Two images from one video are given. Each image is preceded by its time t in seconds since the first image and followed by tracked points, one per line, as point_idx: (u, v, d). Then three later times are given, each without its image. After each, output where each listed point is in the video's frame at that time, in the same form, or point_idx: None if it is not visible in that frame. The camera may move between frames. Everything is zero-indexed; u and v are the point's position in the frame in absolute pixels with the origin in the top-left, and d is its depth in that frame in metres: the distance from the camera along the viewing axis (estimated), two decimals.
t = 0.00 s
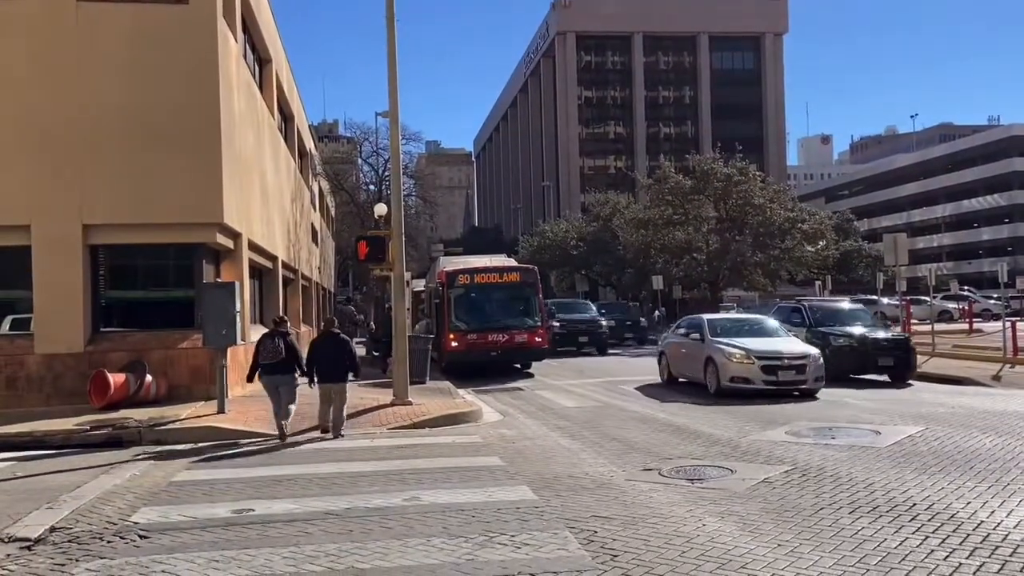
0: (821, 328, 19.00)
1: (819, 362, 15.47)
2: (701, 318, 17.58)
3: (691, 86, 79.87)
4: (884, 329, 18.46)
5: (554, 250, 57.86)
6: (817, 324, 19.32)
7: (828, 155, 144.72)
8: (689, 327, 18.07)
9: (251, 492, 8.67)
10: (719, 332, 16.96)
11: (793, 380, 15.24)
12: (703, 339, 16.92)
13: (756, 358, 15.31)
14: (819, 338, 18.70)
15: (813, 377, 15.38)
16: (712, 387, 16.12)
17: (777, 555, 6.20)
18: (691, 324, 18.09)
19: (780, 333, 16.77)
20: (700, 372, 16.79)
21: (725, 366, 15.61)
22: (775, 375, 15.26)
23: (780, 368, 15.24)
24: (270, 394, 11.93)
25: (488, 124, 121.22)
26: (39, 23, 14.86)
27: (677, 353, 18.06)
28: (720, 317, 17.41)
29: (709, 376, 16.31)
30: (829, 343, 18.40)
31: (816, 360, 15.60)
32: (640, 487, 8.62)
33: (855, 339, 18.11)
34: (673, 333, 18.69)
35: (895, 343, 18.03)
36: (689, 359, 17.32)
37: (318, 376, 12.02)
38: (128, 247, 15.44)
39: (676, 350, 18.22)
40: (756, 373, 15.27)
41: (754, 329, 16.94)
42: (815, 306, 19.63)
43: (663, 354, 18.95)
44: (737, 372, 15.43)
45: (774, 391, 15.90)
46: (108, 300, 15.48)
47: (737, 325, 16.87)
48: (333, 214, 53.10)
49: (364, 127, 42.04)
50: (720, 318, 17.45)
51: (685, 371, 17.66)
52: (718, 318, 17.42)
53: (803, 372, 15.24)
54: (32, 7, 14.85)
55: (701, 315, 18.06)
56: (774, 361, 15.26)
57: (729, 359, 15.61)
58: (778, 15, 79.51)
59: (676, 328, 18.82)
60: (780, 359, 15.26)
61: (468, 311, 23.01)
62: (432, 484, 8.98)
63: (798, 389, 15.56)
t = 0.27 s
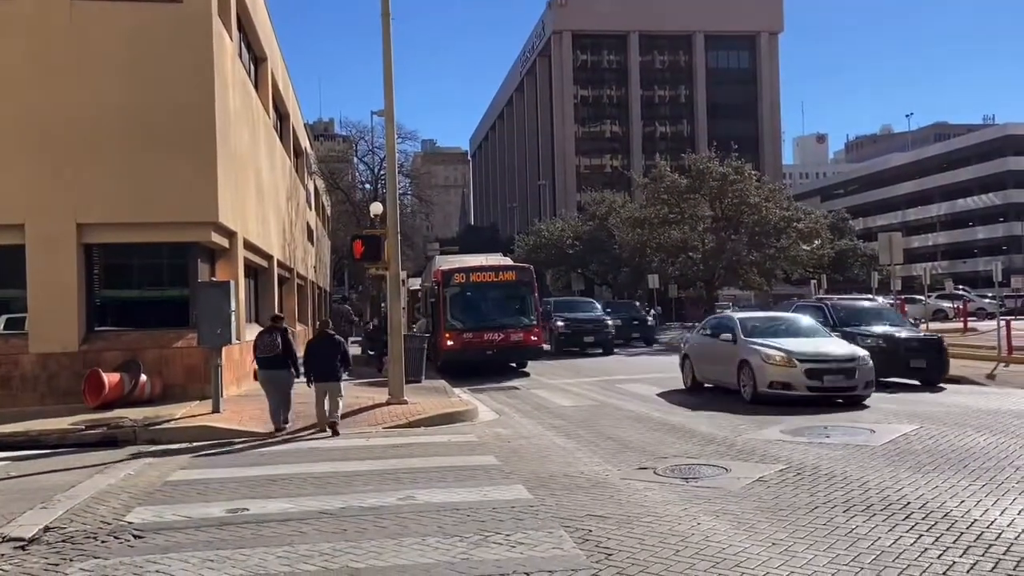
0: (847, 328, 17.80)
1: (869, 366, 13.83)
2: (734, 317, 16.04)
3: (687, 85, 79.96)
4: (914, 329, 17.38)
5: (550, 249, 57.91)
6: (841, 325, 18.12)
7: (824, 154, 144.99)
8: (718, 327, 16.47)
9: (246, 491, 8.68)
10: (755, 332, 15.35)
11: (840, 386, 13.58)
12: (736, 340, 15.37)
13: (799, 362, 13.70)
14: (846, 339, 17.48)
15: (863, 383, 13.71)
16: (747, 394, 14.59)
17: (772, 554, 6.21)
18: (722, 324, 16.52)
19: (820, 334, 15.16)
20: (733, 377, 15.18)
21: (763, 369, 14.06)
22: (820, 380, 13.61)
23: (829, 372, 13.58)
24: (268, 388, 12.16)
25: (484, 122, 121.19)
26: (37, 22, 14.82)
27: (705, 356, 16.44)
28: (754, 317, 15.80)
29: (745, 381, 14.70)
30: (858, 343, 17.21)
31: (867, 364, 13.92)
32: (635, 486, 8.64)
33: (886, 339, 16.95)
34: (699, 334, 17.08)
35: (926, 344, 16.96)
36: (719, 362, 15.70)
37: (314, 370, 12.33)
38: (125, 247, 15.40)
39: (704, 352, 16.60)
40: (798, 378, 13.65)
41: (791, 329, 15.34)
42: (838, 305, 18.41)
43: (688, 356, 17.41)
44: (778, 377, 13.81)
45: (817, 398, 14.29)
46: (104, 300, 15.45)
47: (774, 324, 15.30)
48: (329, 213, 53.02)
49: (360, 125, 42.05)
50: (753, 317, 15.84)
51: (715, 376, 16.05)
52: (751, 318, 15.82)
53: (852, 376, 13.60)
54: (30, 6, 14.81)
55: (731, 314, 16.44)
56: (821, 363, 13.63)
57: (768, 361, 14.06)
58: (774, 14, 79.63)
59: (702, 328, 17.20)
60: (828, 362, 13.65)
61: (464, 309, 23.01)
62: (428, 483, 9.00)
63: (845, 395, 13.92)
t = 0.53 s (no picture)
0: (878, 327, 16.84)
1: (937, 370, 12.03)
2: (771, 314, 14.20)
3: (682, 84, 80.03)
4: (951, 329, 16.34)
5: (545, 248, 57.96)
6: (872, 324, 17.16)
7: (818, 153, 145.30)
8: (753, 325, 14.59)
9: (240, 490, 8.67)
10: (799, 331, 13.46)
11: (905, 392, 11.78)
12: (776, 340, 13.50)
13: (857, 364, 11.87)
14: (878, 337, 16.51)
15: (931, 389, 11.93)
16: (793, 401, 12.74)
17: (766, 552, 6.24)
18: (756, 322, 14.64)
19: (873, 332, 13.32)
20: (776, 381, 13.31)
21: (814, 373, 12.20)
22: (882, 386, 11.81)
23: (892, 377, 11.77)
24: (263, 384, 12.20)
25: (479, 121, 121.16)
26: (35, 22, 14.79)
27: (739, 358, 14.52)
28: (796, 313, 13.90)
29: (791, 387, 12.87)
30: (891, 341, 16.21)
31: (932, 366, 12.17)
32: (630, 484, 8.66)
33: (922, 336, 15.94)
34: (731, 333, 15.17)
35: (966, 343, 15.86)
36: (756, 365, 13.83)
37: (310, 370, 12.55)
38: (121, 246, 15.39)
39: (736, 354, 14.73)
40: (857, 384, 11.83)
41: (840, 327, 13.49)
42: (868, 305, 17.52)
43: (716, 358, 15.53)
44: (833, 382, 11.96)
45: (874, 407, 12.47)
46: (98, 299, 15.43)
47: (820, 322, 13.48)
48: (323, 212, 52.94)
49: (355, 124, 42.08)
50: (794, 313, 13.96)
51: (751, 380, 14.16)
52: (791, 314, 13.95)
53: (919, 382, 11.80)
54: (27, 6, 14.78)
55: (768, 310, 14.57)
56: (884, 366, 11.80)
57: (819, 364, 12.21)
58: (769, 13, 79.74)
59: (733, 327, 15.29)
60: (891, 366, 11.83)
61: (459, 308, 23.03)
62: (422, 481, 9.01)
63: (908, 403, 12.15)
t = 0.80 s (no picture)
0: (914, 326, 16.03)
1: None
2: (823, 312, 12.47)
3: (675, 82, 80.14)
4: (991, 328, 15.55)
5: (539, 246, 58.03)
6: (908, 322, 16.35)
7: (811, 152, 145.68)
8: (800, 324, 12.90)
9: (231, 489, 8.66)
10: (861, 332, 11.69)
11: (993, 405, 9.99)
12: (832, 342, 11.77)
13: (936, 372, 10.09)
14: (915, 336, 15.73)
15: None
16: (856, 415, 10.99)
17: (755, 548, 6.26)
18: (804, 321, 12.91)
19: (944, 334, 11.56)
20: (832, 389, 11.58)
21: (884, 382, 10.43)
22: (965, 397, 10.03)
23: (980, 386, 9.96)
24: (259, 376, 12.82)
25: (473, 120, 121.15)
26: (23, 19, 14.73)
27: (786, 362, 12.81)
28: (852, 311, 12.18)
29: (853, 398, 11.10)
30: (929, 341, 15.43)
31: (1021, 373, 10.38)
32: (622, 482, 8.68)
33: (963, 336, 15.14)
34: (774, 333, 13.47)
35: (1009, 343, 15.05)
36: (808, 371, 12.12)
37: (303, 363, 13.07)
38: (111, 244, 15.34)
39: (782, 357, 13.02)
40: (937, 395, 10.04)
41: (904, 326, 11.78)
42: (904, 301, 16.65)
43: (757, 362, 13.82)
44: (908, 392, 10.20)
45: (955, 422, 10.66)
46: (89, 298, 15.39)
47: (882, 321, 11.73)
48: (317, 210, 52.86)
49: (349, 122, 42.06)
50: (849, 311, 12.25)
51: (801, 387, 12.44)
52: (846, 311, 12.26)
53: (1010, 391, 10.01)
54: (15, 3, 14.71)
55: (818, 306, 12.85)
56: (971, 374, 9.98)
57: (889, 371, 10.45)
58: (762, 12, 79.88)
59: (777, 326, 13.59)
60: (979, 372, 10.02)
61: (453, 307, 23.03)
62: (414, 480, 9.02)
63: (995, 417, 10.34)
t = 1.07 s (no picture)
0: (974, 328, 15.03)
1: None
2: (899, 310, 10.48)
3: (671, 81, 80.15)
4: None
5: (535, 245, 58.00)
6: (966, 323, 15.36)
7: (807, 150, 145.85)
8: (871, 325, 10.92)
9: (225, 489, 8.63)
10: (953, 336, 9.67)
11: None
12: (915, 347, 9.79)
13: None
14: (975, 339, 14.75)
15: None
16: (953, 438, 9.00)
17: (749, 546, 6.26)
18: (874, 323, 10.95)
19: None
20: (920, 403, 9.59)
21: (994, 398, 8.42)
22: None
23: None
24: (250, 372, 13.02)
25: (469, 119, 121.07)
26: (17, 19, 14.69)
27: (856, 369, 10.81)
28: (936, 309, 10.22)
29: (950, 418, 9.09)
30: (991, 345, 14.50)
31: None
32: (617, 481, 8.66)
33: None
34: (838, 335, 11.48)
35: None
36: (885, 381, 10.14)
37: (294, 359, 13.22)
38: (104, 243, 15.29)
39: (848, 364, 11.06)
40: None
41: (1005, 329, 9.73)
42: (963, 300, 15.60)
43: (815, 368, 11.86)
44: None
45: None
46: (83, 297, 15.35)
47: (976, 323, 9.75)
48: (313, 209, 52.77)
49: (344, 121, 41.91)
50: (935, 310, 10.21)
51: (877, 398, 10.44)
52: (928, 308, 10.33)
53: None
54: (9, 3, 14.66)
55: (894, 303, 10.84)
56: None
57: (1000, 384, 8.45)
58: (757, 11, 79.89)
59: (840, 326, 11.61)
60: None
61: (448, 307, 22.98)
62: (409, 479, 8.99)
63: None
